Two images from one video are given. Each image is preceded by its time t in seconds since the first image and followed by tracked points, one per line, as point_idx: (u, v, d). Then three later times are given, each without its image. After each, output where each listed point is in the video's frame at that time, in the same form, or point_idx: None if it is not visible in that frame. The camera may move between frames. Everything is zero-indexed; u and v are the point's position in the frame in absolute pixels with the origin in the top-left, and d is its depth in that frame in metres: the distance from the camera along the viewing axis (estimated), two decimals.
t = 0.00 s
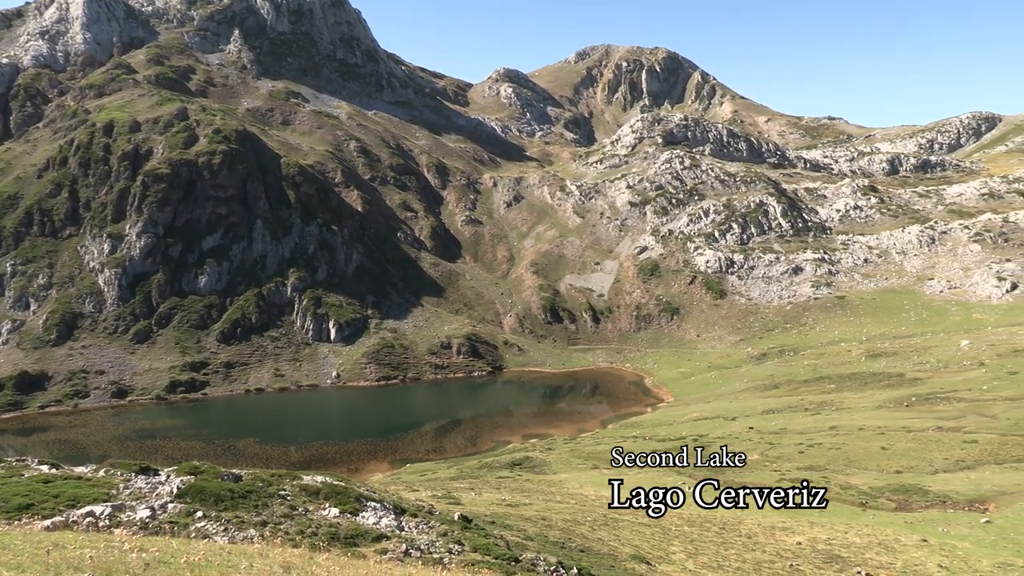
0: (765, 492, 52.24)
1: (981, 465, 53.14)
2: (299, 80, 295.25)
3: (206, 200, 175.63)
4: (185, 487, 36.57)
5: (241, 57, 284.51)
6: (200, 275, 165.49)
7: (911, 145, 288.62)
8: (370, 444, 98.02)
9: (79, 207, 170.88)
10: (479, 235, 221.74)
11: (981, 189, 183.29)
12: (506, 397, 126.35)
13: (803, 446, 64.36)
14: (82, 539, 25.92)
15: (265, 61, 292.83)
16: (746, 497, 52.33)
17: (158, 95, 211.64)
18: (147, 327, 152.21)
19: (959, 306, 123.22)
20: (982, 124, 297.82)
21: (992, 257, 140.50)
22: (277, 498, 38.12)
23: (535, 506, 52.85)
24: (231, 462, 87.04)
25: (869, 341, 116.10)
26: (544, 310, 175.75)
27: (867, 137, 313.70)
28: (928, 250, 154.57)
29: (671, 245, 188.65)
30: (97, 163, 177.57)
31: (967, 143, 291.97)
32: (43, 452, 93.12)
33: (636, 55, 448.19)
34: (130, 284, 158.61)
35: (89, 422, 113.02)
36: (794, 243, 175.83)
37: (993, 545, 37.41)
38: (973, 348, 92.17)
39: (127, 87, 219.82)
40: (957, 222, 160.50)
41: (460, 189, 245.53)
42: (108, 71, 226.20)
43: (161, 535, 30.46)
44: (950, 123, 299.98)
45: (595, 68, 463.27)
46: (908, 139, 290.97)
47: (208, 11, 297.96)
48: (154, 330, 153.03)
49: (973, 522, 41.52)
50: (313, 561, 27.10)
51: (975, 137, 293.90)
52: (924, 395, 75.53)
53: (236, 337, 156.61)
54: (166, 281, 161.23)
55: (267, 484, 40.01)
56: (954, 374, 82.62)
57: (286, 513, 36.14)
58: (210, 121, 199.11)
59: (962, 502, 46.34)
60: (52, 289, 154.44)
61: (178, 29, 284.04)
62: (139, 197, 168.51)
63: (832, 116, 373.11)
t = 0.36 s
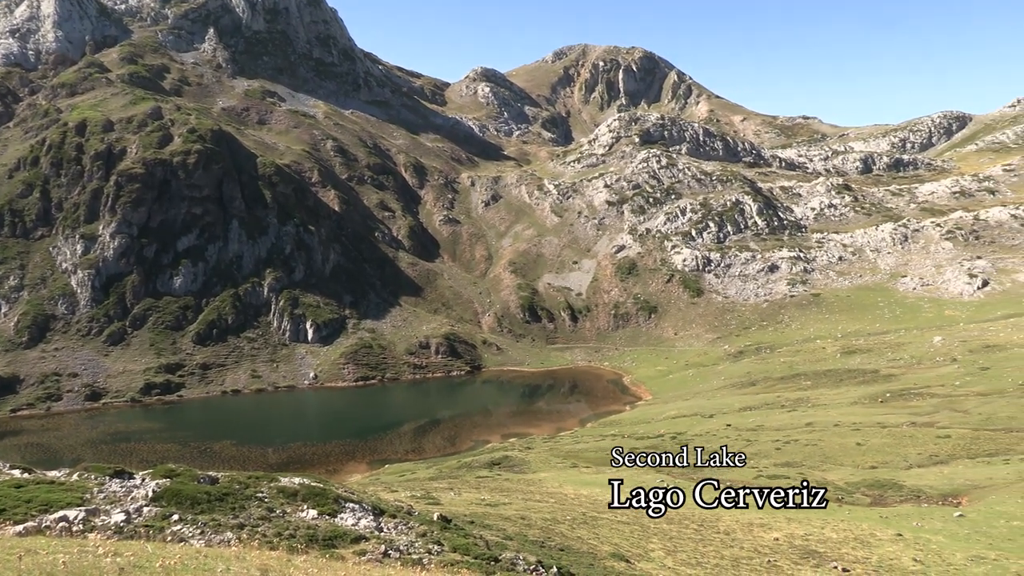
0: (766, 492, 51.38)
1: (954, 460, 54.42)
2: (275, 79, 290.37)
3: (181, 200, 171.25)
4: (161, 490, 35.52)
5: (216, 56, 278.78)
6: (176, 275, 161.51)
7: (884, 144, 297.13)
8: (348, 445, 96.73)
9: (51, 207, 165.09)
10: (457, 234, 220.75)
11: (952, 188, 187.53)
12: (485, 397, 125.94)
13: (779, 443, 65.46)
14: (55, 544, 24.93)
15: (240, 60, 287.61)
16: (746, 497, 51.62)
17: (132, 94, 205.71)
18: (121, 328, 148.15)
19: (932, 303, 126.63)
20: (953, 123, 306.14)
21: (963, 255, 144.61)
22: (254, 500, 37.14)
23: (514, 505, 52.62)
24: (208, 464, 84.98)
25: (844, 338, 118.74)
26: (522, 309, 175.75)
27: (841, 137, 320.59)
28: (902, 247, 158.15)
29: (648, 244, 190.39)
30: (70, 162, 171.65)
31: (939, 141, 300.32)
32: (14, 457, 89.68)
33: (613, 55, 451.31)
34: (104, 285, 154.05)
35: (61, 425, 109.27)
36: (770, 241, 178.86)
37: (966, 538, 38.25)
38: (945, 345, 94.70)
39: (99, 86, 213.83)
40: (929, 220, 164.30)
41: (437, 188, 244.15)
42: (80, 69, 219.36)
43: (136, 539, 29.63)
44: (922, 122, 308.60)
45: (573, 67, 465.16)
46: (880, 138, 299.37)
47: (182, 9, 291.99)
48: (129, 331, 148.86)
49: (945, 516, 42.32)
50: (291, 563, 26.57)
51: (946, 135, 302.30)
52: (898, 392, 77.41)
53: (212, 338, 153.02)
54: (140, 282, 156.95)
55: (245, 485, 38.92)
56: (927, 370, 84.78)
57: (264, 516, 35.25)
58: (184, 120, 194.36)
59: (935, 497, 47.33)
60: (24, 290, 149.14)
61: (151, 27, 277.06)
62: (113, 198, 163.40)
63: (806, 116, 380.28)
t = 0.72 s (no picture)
0: (766, 492, 51.31)
1: (928, 458, 55.57)
2: (252, 79, 285.34)
3: (156, 201, 166.55)
4: (137, 493, 34.42)
5: (192, 55, 272.93)
6: (151, 277, 157.45)
7: (859, 147, 306.35)
8: (326, 448, 95.14)
9: (23, 208, 160.17)
10: (435, 235, 219.52)
11: (926, 190, 192.66)
12: (464, 398, 125.29)
13: (757, 442, 66.50)
14: (29, 549, 23.98)
15: (216, 60, 282.05)
16: (746, 497, 51.61)
17: (106, 94, 200.12)
18: (96, 331, 144.07)
19: (906, 304, 129.83)
20: (926, 126, 314.56)
21: (936, 256, 148.66)
22: (232, 503, 36.14)
23: (494, 506, 52.31)
24: (184, 468, 82.84)
25: (820, 338, 121.22)
26: (501, 310, 175.57)
27: (817, 140, 326.73)
28: (876, 249, 161.72)
29: (626, 245, 191.86)
30: (42, 162, 166.22)
31: (912, 144, 308.62)
32: None
33: (591, 57, 454.54)
34: (78, 287, 149.77)
35: (35, 429, 105.58)
36: (747, 242, 181.57)
37: (940, 536, 38.98)
38: (919, 344, 97.00)
39: (73, 86, 207.18)
40: (903, 221, 168.12)
41: (416, 189, 242.54)
42: (53, 68, 212.48)
43: (111, 544, 28.71)
44: (896, 125, 317.23)
45: (551, 68, 466.75)
46: (855, 140, 309.19)
47: (157, 8, 285.13)
48: (103, 334, 144.82)
49: (920, 514, 43.16)
50: (268, 566, 25.95)
51: (919, 137, 311.14)
52: (873, 391, 79.11)
53: (188, 340, 149.25)
54: (115, 283, 152.60)
55: (222, 489, 37.68)
56: (902, 370, 86.76)
57: (241, 519, 34.33)
58: (159, 120, 189.47)
59: (909, 495, 48.21)
60: None
61: (126, 26, 270.03)
62: (87, 198, 158.75)
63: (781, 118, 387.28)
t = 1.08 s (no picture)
0: (766, 492, 50.84)
1: (905, 455, 56.68)
2: (231, 78, 280.65)
3: (134, 202, 162.83)
4: (115, 496, 33.51)
5: (170, 54, 267.57)
6: (129, 278, 153.65)
7: (837, 147, 312.61)
8: (307, 449, 93.79)
9: None
10: (417, 235, 218.19)
11: (902, 190, 196.85)
12: (446, 398, 124.67)
13: (738, 441, 67.40)
14: (4, 554, 23.13)
15: (195, 59, 276.91)
16: (746, 497, 51.01)
17: (82, 93, 195.15)
18: (73, 333, 140.36)
19: (883, 302, 132.54)
20: (904, 126, 321.75)
21: (913, 255, 152.01)
22: (212, 506, 35.31)
23: (476, 507, 52.01)
24: (163, 471, 81.11)
25: (799, 337, 123.30)
26: (483, 310, 175.24)
27: (796, 140, 332.54)
28: (854, 248, 164.81)
29: (608, 244, 192.97)
30: (17, 163, 161.34)
31: (890, 144, 315.77)
32: None
33: (572, 57, 456.27)
34: (54, 288, 145.76)
35: (10, 432, 102.28)
36: (727, 242, 183.86)
37: (917, 531, 39.64)
38: (896, 342, 99.15)
39: (49, 85, 201.10)
40: (880, 221, 171.57)
41: (397, 189, 240.85)
42: (28, 67, 206.42)
43: (89, 548, 27.95)
44: (874, 125, 324.86)
45: (532, 69, 467.22)
46: (834, 141, 315.54)
47: (134, 6, 278.78)
48: (81, 336, 141.17)
49: (898, 510, 43.99)
50: (249, 568, 25.41)
51: (897, 138, 318.36)
52: (851, 389, 80.60)
53: (167, 342, 146.09)
54: (92, 285, 148.78)
55: (202, 491, 36.85)
56: (880, 368, 88.53)
57: (221, 521, 33.54)
58: (136, 119, 185.26)
59: (888, 492, 49.09)
60: None
61: (102, 25, 263.61)
62: (62, 199, 154.55)
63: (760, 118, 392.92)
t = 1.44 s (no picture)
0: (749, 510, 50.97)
1: (880, 451, 57.91)
2: (207, 75, 274.57)
3: (108, 199, 158.17)
4: (90, 498, 32.36)
5: (145, 51, 260.51)
6: (104, 277, 149.06)
7: (813, 147, 319.23)
8: (285, 449, 92.17)
9: None
10: (395, 234, 216.27)
11: (877, 189, 201.45)
12: (425, 397, 123.88)
13: (716, 438, 68.40)
14: None
15: (170, 56, 270.26)
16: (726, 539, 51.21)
17: (55, 89, 189.01)
18: (46, 333, 135.60)
19: (858, 301, 135.62)
20: (878, 126, 329.89)
21: (887, 254, 155.63)
22: (189, 506, 34.31)
23: (455, 506, 51.66)
24: (139, 472, 79.00)
25: (775, 335, 125.56)
26: (462, 309, 174.63)
27: (773, 140, 338.79)
28: (830, 247, 168.13)
29: (586, 243, 193.88)
30: None
31: (865, 144, 323.93)
32: None
33: (550, 56, 457.14)
34: (27, 288, 140.44)
35: None
36: (704, 241, 186.18)
37: (891, 527, 40.46)
38: (870, 340, 101.52)
39: (20, 81, 193.86)
40: (856, 221, 175.31)
41: (376, 187, 238.50)
42: None
43: (65, 550, 26.94)
44: (850, 126, 332.61)
45: (510, 67, 466.66)
46: (810, 141, 321.95)
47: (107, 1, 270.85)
48: (55, 336, 136.46)
49: (872, 506, 44.96)
50: (226, 569, 24.70)
51: (873, 138, 326.33)
52: (826, 387, 82.25)
53: (143, 342, 142.10)
54: (66, 284, 143.86)
55: (178, 492, 35.82)
56: (855, 366, 90.46)
57: (198, 522, 32.60)
58: (110, 117, 179.95)
59: (863, 488, 50.01)
60: None
61: (75, 20, 255.66)
62: (34, 197, 148.97)
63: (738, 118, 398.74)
